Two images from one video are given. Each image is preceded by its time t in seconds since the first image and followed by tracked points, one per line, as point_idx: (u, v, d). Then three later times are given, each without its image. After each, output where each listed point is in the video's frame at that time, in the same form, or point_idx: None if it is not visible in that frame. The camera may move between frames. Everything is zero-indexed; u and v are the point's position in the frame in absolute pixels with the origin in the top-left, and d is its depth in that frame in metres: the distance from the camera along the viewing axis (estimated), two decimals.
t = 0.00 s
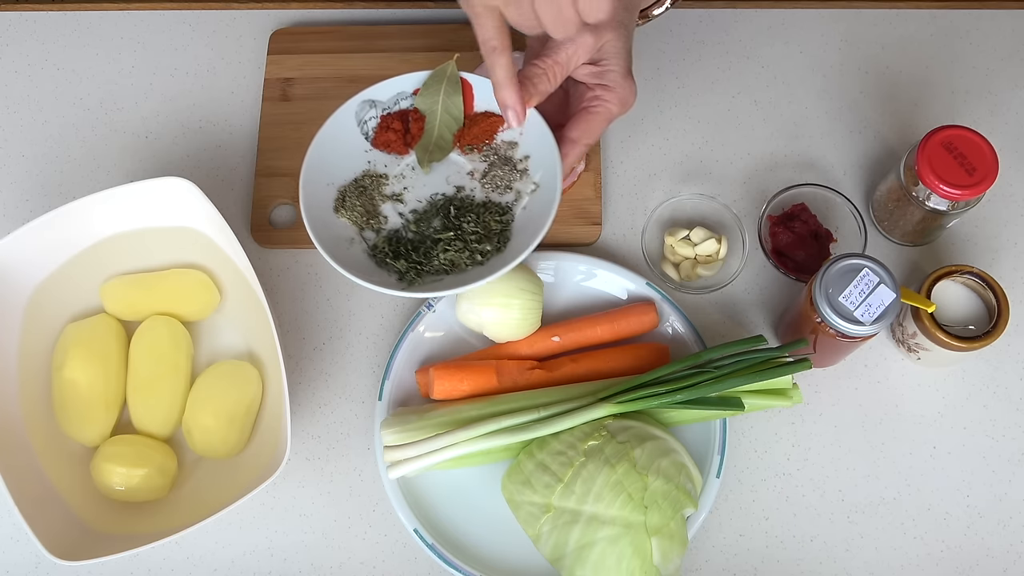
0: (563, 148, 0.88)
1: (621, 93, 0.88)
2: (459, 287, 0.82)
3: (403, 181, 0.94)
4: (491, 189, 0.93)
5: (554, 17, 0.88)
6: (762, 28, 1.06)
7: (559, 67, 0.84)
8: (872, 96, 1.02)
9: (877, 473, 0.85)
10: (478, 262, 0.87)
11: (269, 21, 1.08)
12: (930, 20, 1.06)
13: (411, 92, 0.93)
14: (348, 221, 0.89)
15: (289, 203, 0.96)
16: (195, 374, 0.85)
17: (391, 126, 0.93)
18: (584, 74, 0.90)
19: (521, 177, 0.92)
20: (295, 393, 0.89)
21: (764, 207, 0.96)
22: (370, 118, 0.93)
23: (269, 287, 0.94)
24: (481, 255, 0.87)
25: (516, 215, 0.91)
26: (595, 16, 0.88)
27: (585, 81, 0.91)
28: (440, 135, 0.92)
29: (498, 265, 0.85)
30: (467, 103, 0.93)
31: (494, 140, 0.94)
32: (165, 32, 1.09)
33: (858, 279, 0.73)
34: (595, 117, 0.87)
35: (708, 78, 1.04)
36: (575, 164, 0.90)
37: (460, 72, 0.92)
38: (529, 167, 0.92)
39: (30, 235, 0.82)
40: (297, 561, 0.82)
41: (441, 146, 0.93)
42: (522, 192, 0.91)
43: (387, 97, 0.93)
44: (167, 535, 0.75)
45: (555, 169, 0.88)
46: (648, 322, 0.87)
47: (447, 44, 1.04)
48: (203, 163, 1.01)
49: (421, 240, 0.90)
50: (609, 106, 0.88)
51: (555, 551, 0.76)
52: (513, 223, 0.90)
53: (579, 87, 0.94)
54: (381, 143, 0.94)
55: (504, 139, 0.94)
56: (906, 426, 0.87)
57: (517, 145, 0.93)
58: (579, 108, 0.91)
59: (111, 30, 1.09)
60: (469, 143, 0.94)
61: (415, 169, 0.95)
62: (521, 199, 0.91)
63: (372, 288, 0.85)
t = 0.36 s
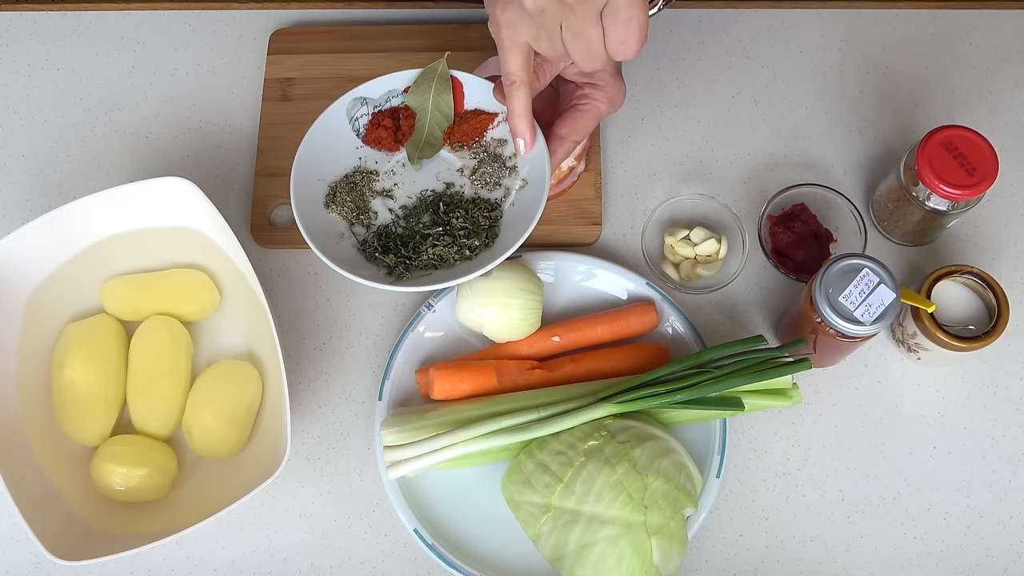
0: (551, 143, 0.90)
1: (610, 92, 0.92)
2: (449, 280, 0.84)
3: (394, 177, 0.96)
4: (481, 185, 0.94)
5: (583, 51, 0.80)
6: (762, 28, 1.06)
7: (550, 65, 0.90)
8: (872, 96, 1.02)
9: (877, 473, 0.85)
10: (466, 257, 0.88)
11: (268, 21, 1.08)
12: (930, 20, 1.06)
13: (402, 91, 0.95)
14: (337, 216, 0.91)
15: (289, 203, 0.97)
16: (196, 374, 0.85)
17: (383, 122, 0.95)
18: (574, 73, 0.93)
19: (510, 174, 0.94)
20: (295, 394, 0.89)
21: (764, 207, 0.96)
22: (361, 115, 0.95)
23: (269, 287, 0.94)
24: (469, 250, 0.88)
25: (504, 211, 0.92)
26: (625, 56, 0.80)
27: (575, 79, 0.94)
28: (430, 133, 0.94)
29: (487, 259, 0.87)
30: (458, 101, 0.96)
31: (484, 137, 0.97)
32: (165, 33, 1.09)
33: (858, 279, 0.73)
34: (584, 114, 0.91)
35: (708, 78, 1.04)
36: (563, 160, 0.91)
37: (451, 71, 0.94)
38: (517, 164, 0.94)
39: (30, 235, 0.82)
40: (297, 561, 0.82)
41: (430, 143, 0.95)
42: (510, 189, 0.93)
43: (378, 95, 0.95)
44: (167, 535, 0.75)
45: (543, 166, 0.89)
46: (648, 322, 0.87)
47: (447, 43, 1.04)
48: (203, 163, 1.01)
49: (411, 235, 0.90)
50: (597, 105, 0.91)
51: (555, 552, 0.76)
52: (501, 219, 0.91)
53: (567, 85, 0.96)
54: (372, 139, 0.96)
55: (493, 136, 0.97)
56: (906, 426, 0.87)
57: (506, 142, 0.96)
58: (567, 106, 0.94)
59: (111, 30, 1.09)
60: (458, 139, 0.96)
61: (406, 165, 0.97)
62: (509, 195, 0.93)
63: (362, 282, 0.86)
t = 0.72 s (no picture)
0: (549, 146, 0.90)
1: (607, 95, 0.91)
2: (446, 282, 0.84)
3: (392, 179, 0.96)
4: (478, 187, 0.94)
5: (584, 55, 0.80)
6: (762, 28, 1.06)
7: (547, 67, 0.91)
8: (872, 96, 1.02)
9: (877, 473, 0.85)
10: (463, 259, 0.88)
11: (268, 21, 1.08)
12: (930, 20, 1.06)
13: (401, 92, 0.95)
14: (336, 217, 0.91)
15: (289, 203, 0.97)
16: (196, 374, 0.85)
17: (382, 124, 0.95)
18: (571, 75, 0.93)
19: (508, 176, 0.94)
20: (295, 394, 0.89)
21: (764, 207, 0.96)
22: (361, 116, 0.95)
23: (269, 287, 0.94)
24: (466, 252, 0.88)
25: (502, 214, 0.92)
26: (625, 61, 0.79)
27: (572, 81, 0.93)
28: (429, 134, 0.94)
29: (484, 262, 0.87)
30: (457, 102, 0.95)
31: (482, 139, 0.97)
32: (165, 33, 1.09)
33: (858, 279, 0.73)
34: (581, 117, 0.90)
35: (708, 78, 1.04)
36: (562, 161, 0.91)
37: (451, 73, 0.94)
38: (515, 166, 0.94)
39: (30, 235, 0.82)
40: (297, 561, 0.82)
41: (429, 145, 0.94)
42: (508, 191, 0.93)
43: (378, 97, 0.95)
44: (167, 535, 0.75)
45: (541, 168, 0.89)
46: (648, 322, 0.87)
47: (447, 43, 1.04)
48: (203, 163, 1.01)
49: (408, 236, 0.91)
50: (594, 107, 0.91)
51: (555, 551, 0.76)
52: (499, 221, 0.91)
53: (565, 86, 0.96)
54: (371, 141, 0.96)
55: (492, 139, 0.97)
56: (906, 426, 0.87)
57: (504, 144, 0.96)
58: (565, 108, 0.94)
59: (111, 30, 1.09)
60: (457, 142, 0.97)
61: (405, 167, 0.97)
62: (507, 197, 0.93)
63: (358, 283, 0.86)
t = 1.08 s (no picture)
0: (544, 142, 0.91)
1: (603, 91, 0.91)
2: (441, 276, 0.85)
3: (386, 173, 0.97)
4: (474, 183, 0.95)
5: (585, 52, 0.80)
6: (763, 28, 1.06)
7: (544, 62, 0.90)
8: (872, 96, 1.02)
9: (877, 473, 0.85)
10: (458, 254, 0.88)
11: (268, 21, 1.08)
12: (930, 20, 1.06)
13: (396, 87, 0.97)
14: (330, 211, 0.92)
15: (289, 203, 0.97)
16: (196, 374, 0.85)
17: (376, 119, 0.96)
18: (567, 71, 0.94)
19: (503, 172, 0.95)
20: (295, 394, 0.89)
21: (764, 207, 0.96)
22: (355, 110, 0.96)
23: (269, 287, 0.94)
24: (461, 247, 0.88)
25: (497, 210, 0.93)
26: (627, 57, 0.79)
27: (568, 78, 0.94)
28: (423, 129, 0.95)
29: (478, 257, 0.87)
30: (452, 98, 0.97)
31: (477, 135, 0.98)
32: (165, 33, 1.09)
33: (858, 279, 0.73)
34: (576, 112, 0.91)
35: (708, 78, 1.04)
36: (557, 159, 0.91)
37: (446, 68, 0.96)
38: (511, 163, 0.95)
39: (30, 235, 0.82)
40: (297, 561, 0.82)
41: (424, 139, 0.95)
42: (503, 187, 0.94)
43: (373, 91, 0.96)
44: (167, 535, 0.75)
45: (535, 163, 0.90)
46: (648, 322, 0.87)
47: (447, 43, 1.04)
48: (204, 163, 1.01)
49: (403, 231, 0.91)
50: (590, 103, 0.91)
51: (555, 551, 0.76)
52: (493, 217, 0.92)
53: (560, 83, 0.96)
54: (365, 135, 0.97)
55: (487, 135, 0.98)
56: (906, 426, 0.87)
57: (500, 140, 0.97)
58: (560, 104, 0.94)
59: (111, 30, 1.09)
60: (452, 137, 0.97)
61: (399, 162, 0.97)
62: (502, 193, 0.94)
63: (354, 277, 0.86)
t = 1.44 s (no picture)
0: (541, 138, 0.91)
1: (601, 88, 0.91)
2: (436, 271, 0.85)
3: (384, 168, 0.97)
4: (471, 179, 0.95)
5: (585, 49, 0.80)
6: (763, 28, 1.06)
7: (543, 59, 0.90)
8: (872, 96, 1.02)
9: (877, 473, 0.85)
10: (453, 249, 0.89)
11: (268, 21, 1.08)
12: (930, 20, 1.06)
13: (395, 82, 0.97)
14: (326, 204, 0.92)
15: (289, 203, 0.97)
16: (195, 374, 0.85)
17: (374, 113, 0.96)
18: (566, 68, 0.94)
19: (501, 168, 0.95)
20: (295, 394, 0.89)
21: (764, 207, 0.96)
22: (353, 105, 0.97)
23: (270, 287, 0.94)
24: (457, 242, 0.89)
25: (494, 205, 0.93)
26: (627, 55, 0.79)
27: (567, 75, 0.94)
28: (421, 125, 0.96)
29: (475, 253, 0.88)
30: (450, 94, 0.97)
31: (475, 132, 0.98)
32: (165, 33, 1.09)
33: (858, 279, 0.73)
34: (574, 109, 0.90)
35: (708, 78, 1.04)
36: (554, 158, 0.91)
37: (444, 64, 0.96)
38: (509, 159, 0.95)
39: (30, 235, 0.82)
40: (297, 561, 0.82)
41: (422, 135, 0.96)
42: (500, 183, 0.94)
43: (371, 86, 0.97)
44: (167, 535, 0.75)
45: (533, 160, 0.90)
46: (648, 322, 0.87)
47: (447, 43, 1.04)
48: (204, 163, 1.01)
49: (399, 226, 0.91)
50: (588, 99, 0.91)
51: (555, 551, 0.76)
52: (490, 213, 0.92)
53: (558, 80, 0.96)
54: (364, 130, 0.97)
55: (485, 131, 0.98)
56: (906, 426, 0.87)
57: (497, 137, 0.97)
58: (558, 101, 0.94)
59: (110, 30, 1.09)
60: (450, 133, 0.97)
61: (397, 157, 0.97)
62: (499, 189, 0.94)
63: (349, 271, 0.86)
